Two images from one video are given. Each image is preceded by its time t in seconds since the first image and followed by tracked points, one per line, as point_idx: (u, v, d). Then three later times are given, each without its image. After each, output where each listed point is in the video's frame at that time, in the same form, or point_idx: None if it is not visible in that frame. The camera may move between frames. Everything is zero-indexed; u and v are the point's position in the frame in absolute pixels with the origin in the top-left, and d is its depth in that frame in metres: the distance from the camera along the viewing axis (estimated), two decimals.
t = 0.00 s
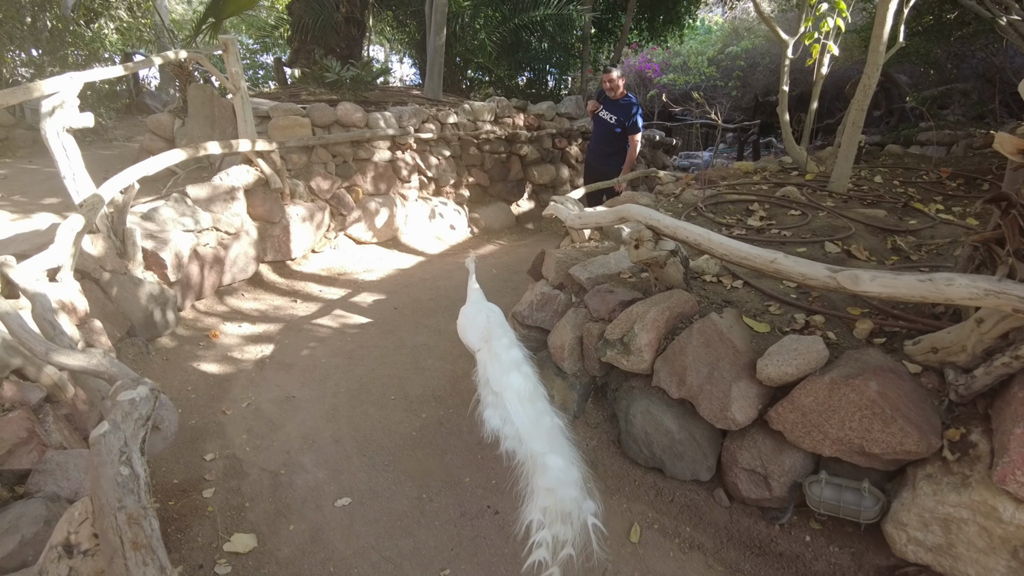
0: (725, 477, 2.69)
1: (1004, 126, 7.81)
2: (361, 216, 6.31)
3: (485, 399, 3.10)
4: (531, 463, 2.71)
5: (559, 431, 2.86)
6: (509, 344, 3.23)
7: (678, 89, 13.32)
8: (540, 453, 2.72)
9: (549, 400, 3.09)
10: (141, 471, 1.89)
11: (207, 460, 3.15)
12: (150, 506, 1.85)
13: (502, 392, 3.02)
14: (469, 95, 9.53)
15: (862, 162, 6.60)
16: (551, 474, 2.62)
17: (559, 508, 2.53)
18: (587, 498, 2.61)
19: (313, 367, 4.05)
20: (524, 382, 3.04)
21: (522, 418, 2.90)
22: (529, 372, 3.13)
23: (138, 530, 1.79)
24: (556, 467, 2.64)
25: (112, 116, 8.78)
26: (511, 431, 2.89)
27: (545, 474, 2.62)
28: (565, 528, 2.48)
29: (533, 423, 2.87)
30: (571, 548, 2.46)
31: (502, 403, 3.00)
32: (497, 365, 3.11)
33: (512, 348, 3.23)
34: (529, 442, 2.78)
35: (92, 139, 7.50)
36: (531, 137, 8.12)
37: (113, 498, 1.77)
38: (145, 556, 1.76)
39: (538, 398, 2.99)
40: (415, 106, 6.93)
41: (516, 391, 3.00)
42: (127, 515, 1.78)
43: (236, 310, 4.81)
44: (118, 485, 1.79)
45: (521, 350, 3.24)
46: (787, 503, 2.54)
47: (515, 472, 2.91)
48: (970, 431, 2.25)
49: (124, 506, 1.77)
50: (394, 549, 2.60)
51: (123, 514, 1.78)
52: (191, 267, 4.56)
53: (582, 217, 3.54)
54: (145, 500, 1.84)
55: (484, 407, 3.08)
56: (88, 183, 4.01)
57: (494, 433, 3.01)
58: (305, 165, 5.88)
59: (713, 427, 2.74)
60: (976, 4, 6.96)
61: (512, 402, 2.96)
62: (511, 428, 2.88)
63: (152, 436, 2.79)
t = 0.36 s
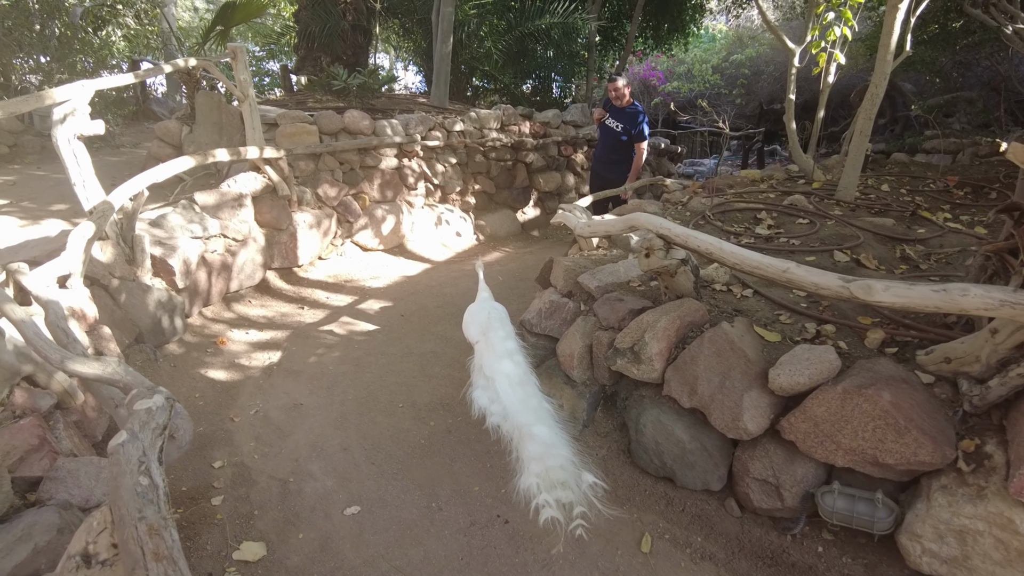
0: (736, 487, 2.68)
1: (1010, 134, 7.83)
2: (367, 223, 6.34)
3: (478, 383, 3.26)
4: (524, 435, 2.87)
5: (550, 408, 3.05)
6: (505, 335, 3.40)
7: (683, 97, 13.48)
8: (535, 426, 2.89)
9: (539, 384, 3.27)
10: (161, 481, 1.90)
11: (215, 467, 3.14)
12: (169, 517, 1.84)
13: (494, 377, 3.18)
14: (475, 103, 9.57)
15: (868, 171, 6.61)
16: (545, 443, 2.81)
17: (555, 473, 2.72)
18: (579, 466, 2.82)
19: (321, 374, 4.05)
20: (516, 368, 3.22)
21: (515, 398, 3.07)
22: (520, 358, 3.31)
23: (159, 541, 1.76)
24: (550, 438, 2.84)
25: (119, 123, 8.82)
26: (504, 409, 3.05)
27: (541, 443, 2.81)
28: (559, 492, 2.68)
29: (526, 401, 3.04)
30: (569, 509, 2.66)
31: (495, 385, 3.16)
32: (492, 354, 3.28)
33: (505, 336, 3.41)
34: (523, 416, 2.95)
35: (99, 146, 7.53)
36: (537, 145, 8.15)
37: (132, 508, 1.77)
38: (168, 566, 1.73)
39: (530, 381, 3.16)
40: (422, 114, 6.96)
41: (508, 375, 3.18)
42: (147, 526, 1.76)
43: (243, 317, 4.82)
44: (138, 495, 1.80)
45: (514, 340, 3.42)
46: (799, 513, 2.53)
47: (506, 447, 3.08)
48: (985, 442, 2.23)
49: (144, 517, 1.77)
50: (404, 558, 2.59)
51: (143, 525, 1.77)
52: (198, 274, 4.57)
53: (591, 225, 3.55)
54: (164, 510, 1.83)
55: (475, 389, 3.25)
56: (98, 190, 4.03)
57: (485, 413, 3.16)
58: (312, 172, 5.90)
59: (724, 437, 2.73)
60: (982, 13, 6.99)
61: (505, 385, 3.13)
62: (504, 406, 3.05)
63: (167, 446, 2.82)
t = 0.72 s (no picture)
0: (746, 492, 2.66)
1: (1014, 139, 7.83)
2: (372, 226, 6.33)
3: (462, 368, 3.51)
4: (480, 417, 3.11)
5: (519, 398, 3.23)
6: (494, 328, 3.59)
7: (687, 103, 13.50)
8: (492, 409, 3.11)
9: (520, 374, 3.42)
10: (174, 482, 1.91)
11: (221, 470, 3.14)
12: (184, 520, 1.83)
13: (473, 363, 3.42)
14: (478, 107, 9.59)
15: (873, 175, 6.60)
16: (495, 424, 3.04)
17: (498, 452, 2.96)
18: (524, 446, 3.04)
19: (327, 377, 4.05)
20: (497, 358, 3.41)
21: (486, 385, 3.25)
22: (505, 350, 3.48)
23: (175, 543, 1.75)
24: (501, 421, 3.06)
25: (123, 126, 8.83)
26: (472, 393, 3.29)
27: (492, 424, 3.04)
28: (493, 469, 2.92)
29: (495, 388, 3.23)
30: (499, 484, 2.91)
31: (473, 372, 3.39)
32: (477, 346, 3.49)
33: (494, 329, 3.60)
34: (484, 399, 3.17)
35: (104, 149, 7.55)
36: (541, 149, 8.15)
37: (148, 509, 1.76)
38: (184, 568, 1.71)
39: (506, 371, 3.34)
40: (427, 118, 6.98)
41: (489, 364, 3.37)
42: (163, 528, 1.74)
43: (248, 320, 4.82)
44: (152, 497, 1.78)
45: (504, 334, 3.57)
46: (809, 518, 2.51)
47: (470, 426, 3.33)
48: (999, 447, 2.20)
49: (160, 519, 1.75)
50: (412, 563, 2.57)
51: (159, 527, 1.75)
52: (204, 277, 4.58)
53: (599, 228, 3.55)
54: (179, 513, 1.83)
55: (457, 374, 3.53)
56: (104, 192, 4.02)
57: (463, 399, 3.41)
58: (317, 175, 5.92)
59: (734, 441, 2.71)
60: (986, 18, 7.01)
61: (482, 372, 3.33)
62: (474, 390, 3.29)
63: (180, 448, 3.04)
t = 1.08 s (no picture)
0: (760, 505, 2.61)
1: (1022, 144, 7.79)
2: (377, 230, 6.32)
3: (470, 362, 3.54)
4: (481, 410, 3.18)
5: (522, 393, 3.26)
6: (500, 327, 3.62)
7: (691, 104, 13.79)
8: (494, 404, 3.16)
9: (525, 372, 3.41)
10: (183, 505, 1.88)
11: (227, 479, 3.10)
12: (194, 546, 1.83)
13: (479, 358, 3.46)
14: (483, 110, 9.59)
15: (881, 180, 6.56)
16: (495, 417, 3.11)
17: (492, 443, 3.05)
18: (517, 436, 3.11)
19: (333, 384, 4.01)
20: (503, 354, 3.42)
21: (490, 380, 3.28)
22: (509, 347, 3.51)
23: (185, 572, 1.76)
24: (501, 415, 3.12)
25: (127, 128, 8.83)
26: (477, 387, 3.30)
27: (491, 418, 3.11)
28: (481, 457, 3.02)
29: (499, 383, 3.26)
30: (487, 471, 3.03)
31: (478, 368, 3.40)
32: (483, 342, 3.52)
33: (499, 326, 3.65)
34: (487, 394, 3.22)
35: (109, 152, 7.54)
36: (547, 153, 8.12)
37: (158, 536, 1.75)
38: None
39: (511, 367, 3.35)
40: (432, 121, 6.96)
41: (493, 360, 3.38)
42: (174, 556, 1.75)
43: (253, 325, 4.79)
44: (162, 522, 1.78)
45: (507, 330, 3.63)
46: (825, 532, 2.46)
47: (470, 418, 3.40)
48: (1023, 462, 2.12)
49: (169, 547, 1.76)
50: None
51: (168, 555, 1.75)
52: (209, 282, 4.54)
53: (610, 235, 3.52)
54: (189, 538, 1.83)
55: (465, 370, 3.54)
56: (109, 197, 3.99)
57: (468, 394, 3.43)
58: (322, 179, 5.89)
59: (748, 453, 2.66)
60: (995, 23, 6.97)
61: (487, 368, 3.35)
62: (479, 386, 3.29)
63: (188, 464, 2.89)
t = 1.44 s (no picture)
0: (779, 525, 2.52)
1: None
2: (381, 237, 6.26)
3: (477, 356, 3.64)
4: (506, 390, 3.22)
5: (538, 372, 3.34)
6: (505, 322, 3.75)
7: (693, 110, 14.10)
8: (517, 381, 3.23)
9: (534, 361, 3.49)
10: (180, 541, 1.83)
11: (228, 495, 3.02)
12: None
13: (487, 350, 3.56)
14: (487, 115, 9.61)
15: (890, 187, 6.49)
16: (522, 390, 3.17)
17: (530, 413, 3.11)
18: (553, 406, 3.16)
19: (336, 395, 3.94)
20: (512, 345, 3.54)
21: (504, 366, 3.38)
22: (516, 338, 3.65)
23: None
24: (528, 387, 3.18)
25: (130, 133, 8.79)
26: (493, 375, 3.39)
27: (518, 391, 3.17)
28: (532, 427, 3.09)
29: (513, 367, 3.35)
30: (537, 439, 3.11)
31: (489, 357, 3.51)
32: (490, 336, 3.63)
33: (500, 319, 3.78)
34: (507, 374, 3.30)
35: (110, 157, 7.48)
36: (551, 159, 8.06)
37: None
38: None
39: (522, 354, 3.45)
40: (436, 127, 6.91)
41: (503, 349, 3.51)
42: None
43: (255, 333, 4.72)
44: (159, 562, 1.73)
45: (514, 326, 3.76)
46: (847, 555, 2.35)
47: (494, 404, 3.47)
48: None
49: None
50: None
51: None
52: (210, 289, 4.47)
53: (620, 245, 3.45)
54: None
55: (473, 364, 3.63)
56: (109, 203, 3.91)
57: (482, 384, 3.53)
58: (325, 185, 5.83)
59: (766, 471, 2.57)
60: (1003, 29, 6.90)
61: (498, 357, 3.46)
62: (494, 373, 3.38)
63: (188, 491, 2.59)
